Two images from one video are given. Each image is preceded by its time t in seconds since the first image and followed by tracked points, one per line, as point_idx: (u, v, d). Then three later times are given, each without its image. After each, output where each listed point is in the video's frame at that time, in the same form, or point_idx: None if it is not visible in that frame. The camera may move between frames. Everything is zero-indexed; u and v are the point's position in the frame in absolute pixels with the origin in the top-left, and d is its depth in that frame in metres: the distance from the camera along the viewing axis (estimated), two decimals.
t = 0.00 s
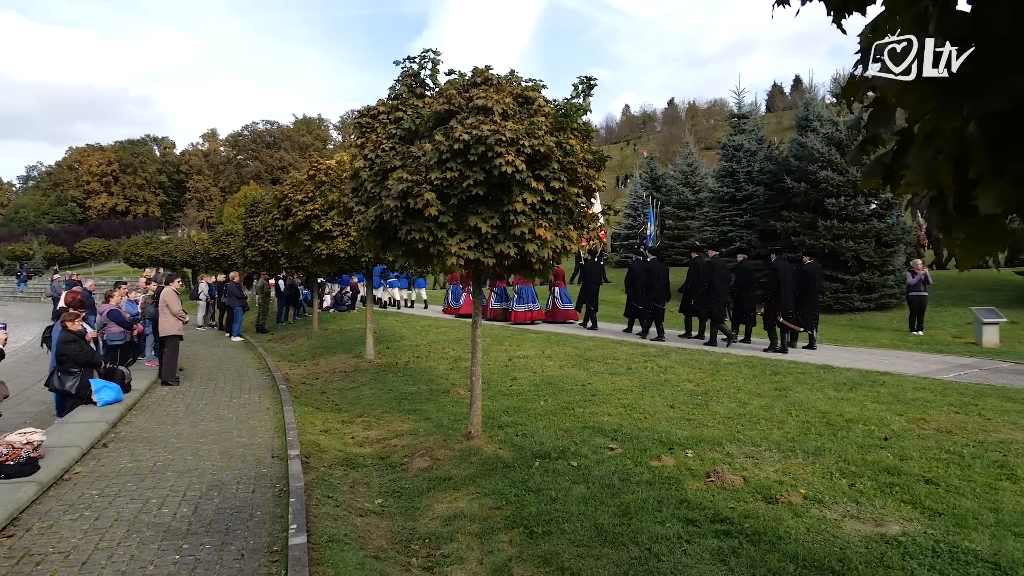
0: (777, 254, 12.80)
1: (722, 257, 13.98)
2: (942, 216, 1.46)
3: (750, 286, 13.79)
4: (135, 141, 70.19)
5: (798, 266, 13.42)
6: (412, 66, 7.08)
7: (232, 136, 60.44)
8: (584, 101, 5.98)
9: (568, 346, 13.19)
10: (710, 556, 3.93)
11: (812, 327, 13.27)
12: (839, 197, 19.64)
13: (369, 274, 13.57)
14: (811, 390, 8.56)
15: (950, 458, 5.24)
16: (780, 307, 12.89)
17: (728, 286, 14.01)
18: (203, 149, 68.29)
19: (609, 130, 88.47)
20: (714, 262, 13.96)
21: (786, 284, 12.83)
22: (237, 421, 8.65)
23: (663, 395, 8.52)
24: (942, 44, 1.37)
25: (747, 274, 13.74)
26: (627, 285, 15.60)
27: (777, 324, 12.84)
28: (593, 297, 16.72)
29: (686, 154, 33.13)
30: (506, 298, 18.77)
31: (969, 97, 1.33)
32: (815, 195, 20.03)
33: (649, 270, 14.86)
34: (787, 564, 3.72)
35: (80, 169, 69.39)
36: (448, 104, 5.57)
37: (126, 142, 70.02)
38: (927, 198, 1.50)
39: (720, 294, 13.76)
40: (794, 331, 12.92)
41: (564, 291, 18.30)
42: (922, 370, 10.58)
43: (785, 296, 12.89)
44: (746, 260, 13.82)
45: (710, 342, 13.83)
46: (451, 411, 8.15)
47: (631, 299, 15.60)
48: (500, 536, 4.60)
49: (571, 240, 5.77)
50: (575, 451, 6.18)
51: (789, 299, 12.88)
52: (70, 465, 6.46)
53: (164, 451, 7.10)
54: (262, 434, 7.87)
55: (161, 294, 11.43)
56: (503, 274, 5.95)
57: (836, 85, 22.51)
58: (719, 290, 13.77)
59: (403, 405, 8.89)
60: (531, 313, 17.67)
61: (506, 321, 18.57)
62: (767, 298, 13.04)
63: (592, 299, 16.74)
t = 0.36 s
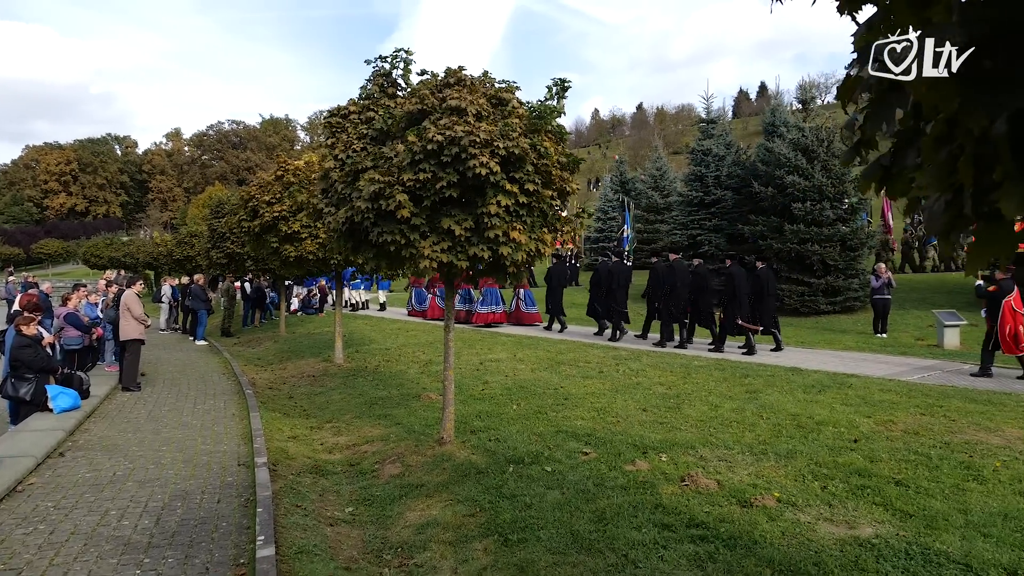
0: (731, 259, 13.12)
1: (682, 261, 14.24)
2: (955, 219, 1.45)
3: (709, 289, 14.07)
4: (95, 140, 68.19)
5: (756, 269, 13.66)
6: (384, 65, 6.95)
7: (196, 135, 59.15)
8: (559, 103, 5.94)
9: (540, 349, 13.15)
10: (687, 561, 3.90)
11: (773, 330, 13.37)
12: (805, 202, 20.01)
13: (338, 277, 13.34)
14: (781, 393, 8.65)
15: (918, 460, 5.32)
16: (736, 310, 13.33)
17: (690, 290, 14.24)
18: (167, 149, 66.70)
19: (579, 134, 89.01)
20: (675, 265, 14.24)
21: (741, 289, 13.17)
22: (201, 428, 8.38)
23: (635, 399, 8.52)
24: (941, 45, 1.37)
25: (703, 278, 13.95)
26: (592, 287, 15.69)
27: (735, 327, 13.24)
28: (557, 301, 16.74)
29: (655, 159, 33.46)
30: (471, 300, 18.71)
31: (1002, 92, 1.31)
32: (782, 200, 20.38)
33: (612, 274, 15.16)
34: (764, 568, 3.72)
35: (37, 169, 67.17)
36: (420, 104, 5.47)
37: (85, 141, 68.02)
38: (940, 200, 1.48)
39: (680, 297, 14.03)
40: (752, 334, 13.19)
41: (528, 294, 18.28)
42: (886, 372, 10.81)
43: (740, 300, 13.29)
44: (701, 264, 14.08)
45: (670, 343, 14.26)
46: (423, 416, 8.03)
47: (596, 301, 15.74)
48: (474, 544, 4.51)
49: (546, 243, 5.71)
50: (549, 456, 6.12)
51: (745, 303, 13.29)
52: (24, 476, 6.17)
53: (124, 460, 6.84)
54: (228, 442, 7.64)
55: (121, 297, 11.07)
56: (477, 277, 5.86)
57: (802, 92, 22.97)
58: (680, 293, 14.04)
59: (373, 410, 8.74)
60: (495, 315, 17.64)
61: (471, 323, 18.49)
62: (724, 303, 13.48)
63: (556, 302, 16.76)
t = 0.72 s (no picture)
0: (693, 265, 13.41)
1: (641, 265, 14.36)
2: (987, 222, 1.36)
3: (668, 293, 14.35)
4: (53, 138, 66.15)
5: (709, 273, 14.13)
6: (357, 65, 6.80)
7: (161, 135, 57.82)
8: (536, 106, 5.88)
9: (513, 353, 13.09)
10: (668, 569, 3.86)
11: (724, 333, 14.10)
12: (773, 207, 20.33)
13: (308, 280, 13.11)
14: (753, 397, 8.72)
15: (891, 463, 5.39)
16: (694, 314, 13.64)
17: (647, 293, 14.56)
18: (130, 149, 65.06)
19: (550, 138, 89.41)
20: (633, 270, 14.48)
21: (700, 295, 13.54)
22: (165, 437, 8.11)
23: (610, 403, 8.50)
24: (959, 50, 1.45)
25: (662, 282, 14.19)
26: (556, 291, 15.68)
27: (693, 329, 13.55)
28: (522, 303, 16.75)
29: (626, 164, 33.72)
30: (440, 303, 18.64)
31: None
32: (751, 205, 20.69)
33: (577, 278, 15.15)
34: None
35: None
36: (395, 105, 5.36)
37: (43, 140, 65.94)
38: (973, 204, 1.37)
39: (639, 301, 14.35)
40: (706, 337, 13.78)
41: (492, 297, 18.44)
42: (854, 375, 11.01)
43: (698, 305, 13.62)
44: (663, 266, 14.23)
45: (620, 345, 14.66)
46: (396, 422, 7.89)
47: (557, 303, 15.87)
48: (452, 554, 4.41)
49: (523, 247, 5.62)
50: (525, 463, 6.05)
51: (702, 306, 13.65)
52: None
53: (83, 471, 6.56)
54: (194, 451, 7.40)
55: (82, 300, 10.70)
56: (452, 281, 5.75)
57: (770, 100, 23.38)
58: (638, 297, 14.34)
59: (344, 416, 8.56)
60: (464, 318, 17.64)
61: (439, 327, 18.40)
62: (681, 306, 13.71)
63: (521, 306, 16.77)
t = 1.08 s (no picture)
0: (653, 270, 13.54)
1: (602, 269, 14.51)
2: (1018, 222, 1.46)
3: (630, 297, 14.49)
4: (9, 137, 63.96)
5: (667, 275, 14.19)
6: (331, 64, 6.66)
7: (123, 135, 56.31)
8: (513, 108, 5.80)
9: (486, 359, 12.97)
10: None
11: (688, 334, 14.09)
12: (743, 213, 20.60)
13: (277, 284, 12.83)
14: (728, 402, 8.75)
15: (867, 468, 5.43)
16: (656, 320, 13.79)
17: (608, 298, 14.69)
18: (90, 149, 63.26)
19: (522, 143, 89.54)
20: (592, 275, 14.54)
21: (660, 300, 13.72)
22: (128, 447, 7.81)
23: (586, 409, 8.44)
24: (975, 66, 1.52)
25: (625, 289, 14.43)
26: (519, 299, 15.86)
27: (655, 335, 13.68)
28: (489, 308, 16.80)
29: (597, 170, 33.86)
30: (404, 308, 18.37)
31: None
32: (721, 211, 20.95)
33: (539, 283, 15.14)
34: None
35: None
36: (371, 105, 5.22)
37: None
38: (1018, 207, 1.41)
39: (599, 306, 14.46)
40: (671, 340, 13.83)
41: (457, 302, 18.46)
42: (825, 379, 11.14)
43: (659, 310, 13.82)
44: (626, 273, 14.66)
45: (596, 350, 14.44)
46: (369, 430, 7.71)
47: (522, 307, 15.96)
48: (430, 568, 4.28)
49: (500, 251, 5.52)
50: (502, 471, 5.94)
51: (664, 311, 13.80)
52: None
53: (40, 485, 6.26)
54: (158, 461, 7.13)
55: (39, 305, 10.28)
56: (429, 286, 5.62)
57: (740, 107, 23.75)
58: (598, 301, 14.43)
59: (316, 424, 8.35)
60: (432, 323, 17.72)
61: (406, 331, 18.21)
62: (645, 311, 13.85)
63: (488, 309, 16.85)
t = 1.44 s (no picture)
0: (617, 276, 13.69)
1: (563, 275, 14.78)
2: None
3: (593, 303, 14.69)
4: None
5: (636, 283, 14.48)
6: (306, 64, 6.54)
7: (84, 137, 54.84)
8: (492, 112, 5.71)
9: (460, 366, 12.83)
10: None
11: (650, 341, 14.38)
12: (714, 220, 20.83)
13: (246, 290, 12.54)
14: (703, 409, 8.76)
15: (844, 474, 5.46)
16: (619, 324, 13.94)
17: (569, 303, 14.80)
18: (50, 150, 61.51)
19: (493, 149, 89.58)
20: (557, 281, 14.64)
21: (625, 304, 13.90)
22: (88, 459, 7.50)
23: (562, 417, 8.36)
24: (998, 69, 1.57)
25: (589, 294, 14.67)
26: (483, 302, 15.80)
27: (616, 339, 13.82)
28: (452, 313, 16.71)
29: (568, 176, 33.98)
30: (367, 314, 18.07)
31: None
32: (692, 218, 21.20)
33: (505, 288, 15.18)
34: None
35: None
36: (347, 107, 5.09)
37: None
38: None
39: (563, 312, 14.51)
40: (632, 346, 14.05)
41: (424, 308, 18.32)
42: (797, 385, 11.26)
43: (621, 314, 13.98)
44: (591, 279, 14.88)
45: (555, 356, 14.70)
46: (342, 439, 7.53)
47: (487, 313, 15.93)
48: None
49: (478, 257, 5.42)
50: (480, 481, 5.82)
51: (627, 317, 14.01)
52: None
53: None
54: (121, 474, 6.85)
55: None
56: (406, 293, 5.49)
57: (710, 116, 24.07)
58: (562, 307, 14.50)
59: (287, 433, 8.12)
60: (395, 329, 17.45)
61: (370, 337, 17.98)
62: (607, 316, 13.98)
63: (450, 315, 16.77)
